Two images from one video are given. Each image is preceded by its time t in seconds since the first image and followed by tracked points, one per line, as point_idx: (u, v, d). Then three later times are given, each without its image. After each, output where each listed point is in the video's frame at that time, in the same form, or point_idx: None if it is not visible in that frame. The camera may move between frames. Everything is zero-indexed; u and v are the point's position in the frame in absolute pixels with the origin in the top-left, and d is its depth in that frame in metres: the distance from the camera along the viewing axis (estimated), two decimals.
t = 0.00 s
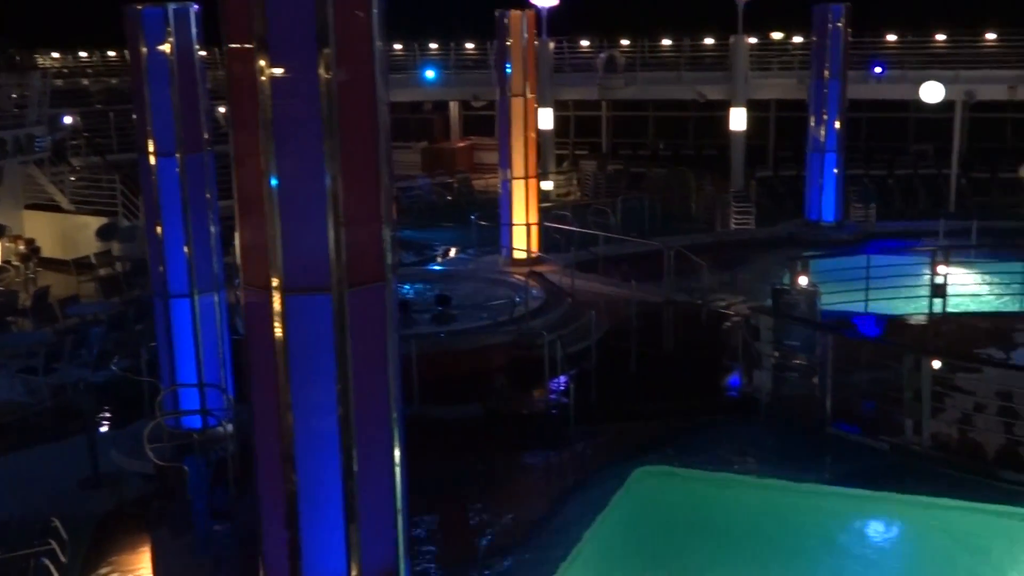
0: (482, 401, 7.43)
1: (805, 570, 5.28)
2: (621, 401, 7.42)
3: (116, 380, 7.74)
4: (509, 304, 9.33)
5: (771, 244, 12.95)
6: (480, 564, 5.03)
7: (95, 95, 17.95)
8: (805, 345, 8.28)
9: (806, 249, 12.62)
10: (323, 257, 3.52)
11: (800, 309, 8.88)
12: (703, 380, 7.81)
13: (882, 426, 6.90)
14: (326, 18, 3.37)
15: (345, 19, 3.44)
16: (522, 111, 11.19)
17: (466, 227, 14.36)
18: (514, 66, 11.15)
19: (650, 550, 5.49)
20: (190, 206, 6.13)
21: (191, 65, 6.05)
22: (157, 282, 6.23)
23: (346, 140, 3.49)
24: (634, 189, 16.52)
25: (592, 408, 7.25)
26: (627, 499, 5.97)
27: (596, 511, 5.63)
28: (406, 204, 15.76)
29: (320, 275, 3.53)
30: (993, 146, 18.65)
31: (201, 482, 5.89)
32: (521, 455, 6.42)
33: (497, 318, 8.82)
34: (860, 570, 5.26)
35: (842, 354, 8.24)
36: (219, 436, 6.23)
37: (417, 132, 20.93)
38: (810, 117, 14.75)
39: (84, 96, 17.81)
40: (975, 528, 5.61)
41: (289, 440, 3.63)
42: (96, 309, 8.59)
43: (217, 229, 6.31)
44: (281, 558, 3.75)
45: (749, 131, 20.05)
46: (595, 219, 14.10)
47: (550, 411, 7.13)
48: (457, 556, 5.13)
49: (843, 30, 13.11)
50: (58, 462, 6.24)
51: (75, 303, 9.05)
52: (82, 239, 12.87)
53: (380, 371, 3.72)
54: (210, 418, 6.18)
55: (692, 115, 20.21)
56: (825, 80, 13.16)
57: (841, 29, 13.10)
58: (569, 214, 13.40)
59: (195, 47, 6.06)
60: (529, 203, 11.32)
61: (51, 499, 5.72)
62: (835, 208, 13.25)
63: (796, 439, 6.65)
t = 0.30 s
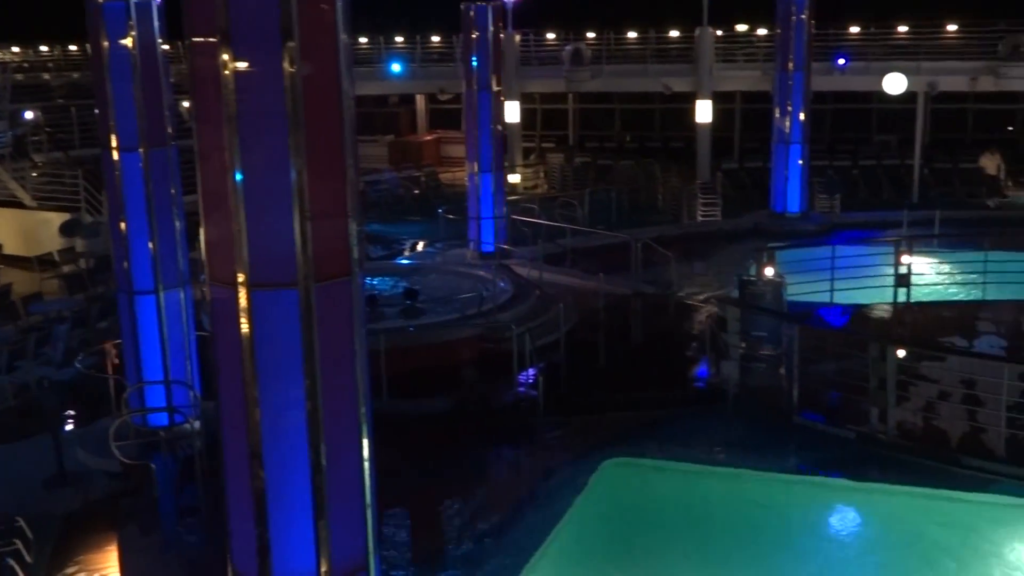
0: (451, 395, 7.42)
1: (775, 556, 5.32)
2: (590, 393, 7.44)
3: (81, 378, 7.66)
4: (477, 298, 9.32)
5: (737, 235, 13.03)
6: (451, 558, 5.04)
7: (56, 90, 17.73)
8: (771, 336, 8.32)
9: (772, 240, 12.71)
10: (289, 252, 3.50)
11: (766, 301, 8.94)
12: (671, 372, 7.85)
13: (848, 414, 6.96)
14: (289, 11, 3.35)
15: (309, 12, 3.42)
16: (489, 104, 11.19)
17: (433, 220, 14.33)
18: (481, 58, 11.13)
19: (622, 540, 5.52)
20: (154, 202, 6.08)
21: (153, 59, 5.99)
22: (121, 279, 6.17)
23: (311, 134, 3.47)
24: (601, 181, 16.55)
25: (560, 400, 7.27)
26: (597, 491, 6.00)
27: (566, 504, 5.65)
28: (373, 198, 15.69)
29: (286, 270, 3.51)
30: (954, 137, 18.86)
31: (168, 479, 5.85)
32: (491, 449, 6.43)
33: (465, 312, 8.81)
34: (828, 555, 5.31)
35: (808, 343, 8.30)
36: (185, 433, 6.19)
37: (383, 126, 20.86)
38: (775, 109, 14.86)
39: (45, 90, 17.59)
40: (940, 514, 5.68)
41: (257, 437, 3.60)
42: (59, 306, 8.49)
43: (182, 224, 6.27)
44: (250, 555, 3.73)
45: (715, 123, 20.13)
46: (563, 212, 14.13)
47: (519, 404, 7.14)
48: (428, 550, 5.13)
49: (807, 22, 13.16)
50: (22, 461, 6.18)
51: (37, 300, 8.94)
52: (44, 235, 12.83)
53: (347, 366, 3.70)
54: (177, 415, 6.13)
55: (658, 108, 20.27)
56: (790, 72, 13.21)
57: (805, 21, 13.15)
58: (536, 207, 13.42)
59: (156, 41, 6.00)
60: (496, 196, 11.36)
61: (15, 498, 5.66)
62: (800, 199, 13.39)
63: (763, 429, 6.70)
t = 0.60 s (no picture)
0: (424, 389, 7.40)
1: (750, 544, 5.35)
2: (563, 387, 7.44)
3: (51, 376, 7.60)
4: (450, 292, 9.30)
5: (709, 228, 13.09)
6: (426, 552, 5.03)
7: (22, 85, 17.55)
8: (743, 328, 8.34)
9: (744, 232, 12.77)
10: (261, 247, 3.47)
11: (739, 292, 8.98)
12: (644, 364, 7.87)
13: (820, 404, 7.00)
14: (258, 5, 3.32)
15: (278, 6, 3.39)
16: (461, 97, 11.16)
17: (405, 214, 14.29)
18: (452, 52, 11.10)
19: (598, 531, 5.53)
20: (124, 197, 6.02)
21: (120, 54, 5.93)
22: (91, 276, 6.12)
23: (281, 128, 3.44)
24: (574, 175, 16.56)
25: (534, 393, 7.27)
26: (574, 483, 6.01)
27: (541, 497, 5.65)
28: (345, 192, 15.61)
29: (257, 264, 3.48)
30: (924, 129, 18.98)
31: (140, 477, 5.81)
32: (465, 442, 6.42)
33: (438, 305, 8.79)
34: (803, 544, 5.35)
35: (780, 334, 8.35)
36: (158, 430, 6.15)
37: (354, 120, 20.78)
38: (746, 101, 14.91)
39: (11, 86, 17.41)
40: (914, 502, 5.73)
41: (230, 433, 3.57)
42: (28, 304, 8.41)
43: (151, 220, 6.22)
44: (223, 553, 3.70)
45: (686, 116, 20.18)
46: (536, 205, 14.13)
47: (493, 397, 7.13)
48: (403, 545, 5.11)
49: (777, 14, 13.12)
50: None
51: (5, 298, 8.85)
52: (13, 232, 12.47)
53: (319, 361, 3.68)
54: (149, 412, 6.09)
55: (630, 100, 20.30)
56: (760, 65, 13.24)
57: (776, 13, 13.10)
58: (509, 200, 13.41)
59: (123, 35, 5.93)
60: (469, 189, 11.33)
61: None
62: (772, 191, 13.47)
63: (736, 420, 6.73)
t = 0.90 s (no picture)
0: (402, 380, 7.39)
1: (726, 532, 5.38)
2: (541, 377, 7.45)
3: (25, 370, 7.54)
4: (428, 283, 9.29)
5: (686, 218, 13.12)
6: (404, 543, 5.03)
7: None
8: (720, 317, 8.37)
9: (720, 222, 12.81)
10: (235, 239, 3.44)
11: (715, 282, 9.01)
12: (622, 354, 7.89)
13: (796, 393, 7.04)
14: None
15: None
16: (437, 88, 11.13)
17: (382, 206, 14.26)
18: (427, 42, 11.06)
19: (576, 521, 5.54)
20: (97, 189, 5.98)
21: (93, 45, 5.88)
22: (65, 268, 6.08)
23: (256, 119, 3.41)
24: (551, 165, 16.57)
25: (512, 384, 7.28)
26: (552, 475, 6.03)
27: (518, 487, 5.66)
28: (321, 183, 15.55)
29: (232, 256, 3.45)
30: (900, 119, 19.07)
31: (116, 470, 5.78)
32: (442, 433, 6.43)
33: (416, 296, 8.77)
34: (779, 531, 5.38)
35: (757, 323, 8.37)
36: (133, 424, 6.12)
37: (331, 111, 20.69)
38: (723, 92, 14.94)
39: None
40: (890, 490, 5.77)
41: (206, 425, 3.55)
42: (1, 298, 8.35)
43: (126, 212, 6.18)
44: (199, 546, 3.68)
45: (662, 106, 20.20)
46: (512, 196, 14.12)
47: (471, 388, 7.13)
48: (381, 536, 5.11)
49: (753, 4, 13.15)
50: None
51: None
52: None
53: (295, 352, 3.66)
54: (124, 405, 6.07)
55: (607, 91, 20.30)
56: (736, 55, 13.25)
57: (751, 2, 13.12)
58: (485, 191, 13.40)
59: (96, 26, 5.88)
60: (445, 180, 11.31)
61: None
62: (748, 181, 13.51)
63: (713, 409, 6.76)
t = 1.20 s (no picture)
0: (377, 370, 7.37)
1: (700, 520, 5.41)
2: (516, 366, 7.45)
3: None
4: (403, 272, 9.27)
5: (661, 206, 13.16)
6: (379, 533, 5.03)
7: None
8: (694, 305, 8.40)
9: (695, 210, 12.85)
10: (208, 229, 3.41)
11: (690, 271, 9.05)
12: (597, 342, 7.92)
13: (770, 381, 7.07)
14: None
15: None
16: (411, 77, 11.10)
17: (356, 195, 14.22)
18: (402, 31, 11.01)
19: (551, 510, 5.55)
20: (67, 178, 5.92)
21: (63, 33, 5.82)
22: (35, 259, 6.02)
23: (227, 108, 3.38)
24: (526, 154, 16.56)
25: (488, 373, 7.29)
26: (528, 462, 6.04)
27: (494, 477, 5.66)
28: (295, 173, 15.48)
29: (205, 247, 3.42)
30: (873, 107, 19.20)
31: (89, 462, 5.75)
32: (418, 422, 6.43)
33: (391, 286, 8.76)
34: (752, 519, 5.41)
35: (731, 310, 8.42)
36: (106, 415, 6.09)
37: (305, 100, 20.59)
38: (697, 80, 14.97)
39: None
40: (863, 475, 5.83)
41: (179, 417, 3.52)
42: None
43: (97, 202, 6.13)
44: (173, 539, 3.66)
45: (637, 94, 20.21)
46: (487, 185, 14.11)
47: (446, 378, 7.12)
48: (357, 527, 5.10)
49: None
50: None
51: None
52: None
53: (269, 342, 3.64)
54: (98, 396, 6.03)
55: (581, 79, 20.30)
56: (710, 43, 13.27)
57: None
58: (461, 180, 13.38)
59: (66, 14, 5.82)
60: (420, 169, 11.29)
61: None
62: (722, 169, 13.57)
63: (688, 397, 6.80)
